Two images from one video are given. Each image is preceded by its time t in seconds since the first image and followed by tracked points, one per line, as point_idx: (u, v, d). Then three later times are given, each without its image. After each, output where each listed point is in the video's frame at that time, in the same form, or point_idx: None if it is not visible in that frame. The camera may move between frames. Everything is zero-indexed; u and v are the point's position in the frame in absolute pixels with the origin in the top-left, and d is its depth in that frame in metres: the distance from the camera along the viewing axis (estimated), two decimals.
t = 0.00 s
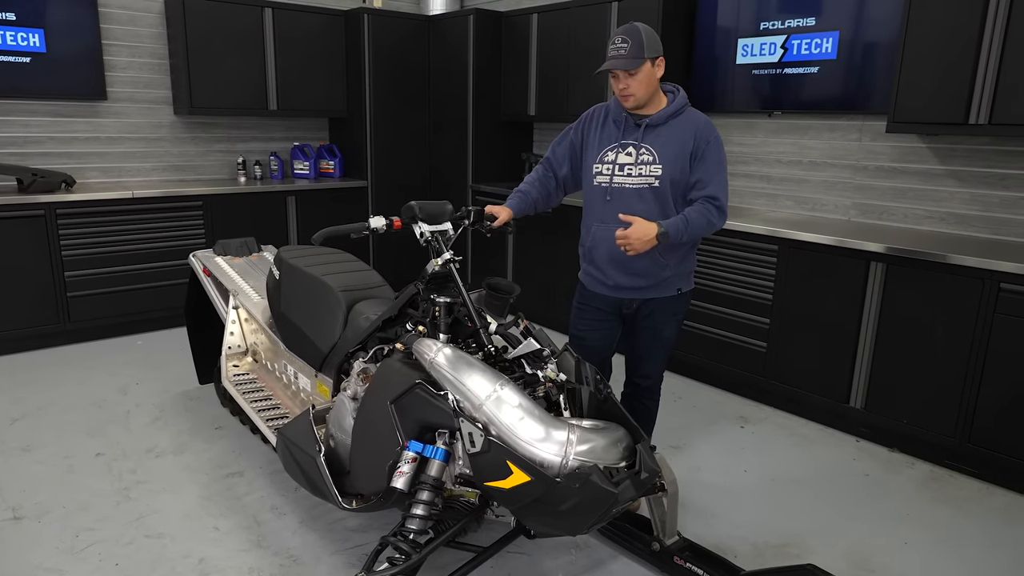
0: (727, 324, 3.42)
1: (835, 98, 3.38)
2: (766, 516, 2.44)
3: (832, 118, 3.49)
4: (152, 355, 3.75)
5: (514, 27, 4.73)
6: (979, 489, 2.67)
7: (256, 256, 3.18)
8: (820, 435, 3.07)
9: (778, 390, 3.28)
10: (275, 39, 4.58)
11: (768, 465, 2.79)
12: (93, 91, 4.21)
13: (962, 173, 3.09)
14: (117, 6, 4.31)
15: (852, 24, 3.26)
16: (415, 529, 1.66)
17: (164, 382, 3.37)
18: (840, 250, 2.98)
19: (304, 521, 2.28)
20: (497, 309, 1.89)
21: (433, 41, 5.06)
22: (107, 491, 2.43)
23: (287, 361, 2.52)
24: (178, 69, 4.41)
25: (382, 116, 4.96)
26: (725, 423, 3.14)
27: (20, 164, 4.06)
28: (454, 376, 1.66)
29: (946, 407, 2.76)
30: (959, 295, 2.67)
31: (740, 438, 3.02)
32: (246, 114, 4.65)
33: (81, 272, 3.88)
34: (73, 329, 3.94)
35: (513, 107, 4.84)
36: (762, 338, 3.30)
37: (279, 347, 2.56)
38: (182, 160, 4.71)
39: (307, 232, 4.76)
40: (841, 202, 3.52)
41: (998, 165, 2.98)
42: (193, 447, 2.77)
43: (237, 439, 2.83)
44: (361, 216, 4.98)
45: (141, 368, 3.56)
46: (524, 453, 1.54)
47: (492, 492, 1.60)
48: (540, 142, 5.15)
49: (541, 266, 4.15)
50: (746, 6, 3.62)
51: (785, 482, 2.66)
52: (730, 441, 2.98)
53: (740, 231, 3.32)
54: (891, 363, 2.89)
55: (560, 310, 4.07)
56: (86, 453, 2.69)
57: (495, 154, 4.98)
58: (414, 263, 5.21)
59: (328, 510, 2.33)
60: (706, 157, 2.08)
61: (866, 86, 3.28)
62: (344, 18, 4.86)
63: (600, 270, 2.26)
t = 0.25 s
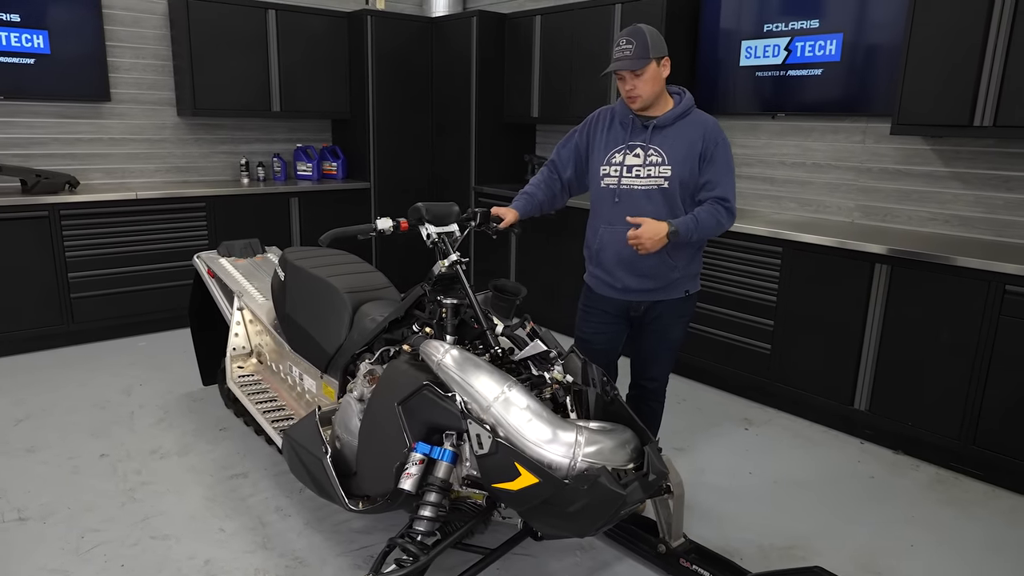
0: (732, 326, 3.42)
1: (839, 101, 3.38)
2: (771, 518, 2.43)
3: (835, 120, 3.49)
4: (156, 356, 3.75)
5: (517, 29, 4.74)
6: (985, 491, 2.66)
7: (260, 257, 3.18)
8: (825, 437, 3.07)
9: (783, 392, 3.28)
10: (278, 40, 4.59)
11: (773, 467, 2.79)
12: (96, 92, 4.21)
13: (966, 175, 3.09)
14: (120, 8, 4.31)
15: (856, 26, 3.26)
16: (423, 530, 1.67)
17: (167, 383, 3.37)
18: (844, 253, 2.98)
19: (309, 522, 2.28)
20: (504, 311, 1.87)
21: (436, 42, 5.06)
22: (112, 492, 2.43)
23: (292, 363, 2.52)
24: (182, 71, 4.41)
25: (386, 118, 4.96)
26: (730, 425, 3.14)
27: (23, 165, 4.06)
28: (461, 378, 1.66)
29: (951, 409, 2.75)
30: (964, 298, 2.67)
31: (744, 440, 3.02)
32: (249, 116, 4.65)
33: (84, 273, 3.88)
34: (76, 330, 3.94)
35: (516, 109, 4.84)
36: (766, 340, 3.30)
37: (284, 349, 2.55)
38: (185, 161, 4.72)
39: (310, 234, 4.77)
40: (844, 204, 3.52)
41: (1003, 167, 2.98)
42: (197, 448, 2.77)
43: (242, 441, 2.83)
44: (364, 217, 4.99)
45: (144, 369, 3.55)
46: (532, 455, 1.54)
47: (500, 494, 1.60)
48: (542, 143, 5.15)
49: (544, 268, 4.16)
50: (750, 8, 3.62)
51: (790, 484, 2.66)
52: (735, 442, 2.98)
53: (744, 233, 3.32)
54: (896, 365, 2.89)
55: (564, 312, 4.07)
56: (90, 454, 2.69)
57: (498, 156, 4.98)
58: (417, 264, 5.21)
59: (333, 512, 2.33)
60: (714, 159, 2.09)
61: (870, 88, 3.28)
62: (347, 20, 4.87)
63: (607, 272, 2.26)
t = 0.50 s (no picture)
0: (734, 328, 3.42)
1: (842, 103, 3.38)
2: (774, 521, 2.43)
3: (837, 123, 3.49)
4: (157, 357, 3.74)
5: (518, 31, 4.74)
6: (988, 493, 2.66)
7: (262, 259, 3.17)
8: (828, 440, 3.06)
9: (785, 394, 3.28)
10: (280, 41, 4.58)
11: (776, 470, 2.79)
12: (98, 93, 4.21)
13: (969, 177, 3.09)
14: (121, 9, 4.31)
15: (859, 28, 3.26)
16: (428, 533, 1.66)
17: (169, 385, 3.37)
18: (845, 255, 2.99)
19: (311, 524, 2.27)
20: (507, 312, 1.91)
21: (437, 44, 5.06)
22: (113, 494, 2.42)
23: (295, 364, 2.52)
24: (183, 72, 4.41)
25: (387, 119, 4.96)
26: (732, 427, 3.14)
27: (24, 165, 4.06)
28: (465, 380, 1.65)
29: (954, 411, 2.75)
30: (968, 300, 2.66)
31: (746, 442, 3.02)
32: (251, 117, 4.65)
33: (85, 274, 3.88)
34: (76, 332, 3.93)
35: (518, 111, 4.84)
36: (768, 342, 3.30)
37: (287, 351, 2.55)
38: (186, 162, 4.71)
39: (311, 235, 4.76)
40: (846, 206, 3.52)
41: (1005, 169, 2.98)
42: (199, 450, 2.76)
43: (243, 442, 2.82)
44: (365, 218, 4.98)
45: (145, 370, 3.55)
46: (537, 457, 1.54)
47: (505, 496, 1.59)
48: (544, 145, 5.15)
49: (546, 269, 4.15)
50: (752, 10, 3.62)
51: (793, 486, 2.66)
52: (737, 445, 2.98)
53: (746, 235, 3.32)
54: (899, 367, 2.89)
55: (565, 314, 4.07)
56: (91, 455, 2.68)
57: (499, 157, 4.98)
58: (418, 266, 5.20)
59: (336, 514, 2.32)
60: (720, 158, 2.09)
61: (873, 90, 3.27)
62: (348, 21, 4.86)
63: (613, 274, 2.25)
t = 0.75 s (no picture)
0: (736, 329, 3.41)
1: (843, 104, 3.37)
2: (777, 523, 2.42)
3: (839, 124, 3.49)
4: (157, 359, 3.73)
5: (519, 32, 4.73)
6: (991, 495, 2.65)
7: (262, 260, 3.17)
8: (830, 441, 3.06)
9: (787, 396, 3.27)
10: (280, 42, 4.58)
11: (778, 472, 2.78)
12: (98, 94, 4.20)
13: (971, 178, 3.09)
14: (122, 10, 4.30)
15: (861, 29, 3.26)
16: (431, 536, 1.66)
17: (169, 387, 3.36)
18: (848, 256, 2.98)
19: (313, 527, 2.26)
20: (511, 315, 1.86)
21: (437, 45, 5.05)
22: (114, 497, 2.41)
23: (296, 366, 2.51)
24: (183, 73, 4.40)
25: (388, 120, 4.95)
26: (734, 429, 3.13)
27: (24, 167, 4.05)
28: (469, 381, 1.65)
29: (956, 413, 2.75)
30: (970, 301, 2.66)
31: (749, 444, 3.01)
32: (251, 118, 4.64)
33: (85, 276, 3.87)
34: (76, 333, 3.92)
35: (519, 111, 4.84)
36: (770, 343, 3.30)
37: (288, 352, 2.54)
38: (186, 163, 4.70)
39: (312, 236, 4.75)
40: (848, 207, 3.51)
41: (1007, 171, 2.98)
42: (199, 452, 2.75)
43: (244, 444, 2.81)
44: (365, 220, 4.97)
45: (146, 372, 3.54)
46: (541, 460, 1.53)
47: (509, 500, 1.59)
48: (544, 146, 5.15)
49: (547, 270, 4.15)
50: (753, 11, 3.62)
51: (796, 488, 2.65)
52: (739, 447, 2.97)
53: (748, 236, 3.31)
54: (902, 368, 2.88)
55: (566, 315, 4.06)
56: (92, 457, 2.68)
57: (500, 158, 4.98)
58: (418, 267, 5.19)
59: (338, 516, 2.32)
60: (721, 158, 2.08)
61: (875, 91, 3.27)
62: (349, 22, 4.86)
63: (615, 276, 2.24)
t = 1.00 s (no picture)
0: (738, 328, 3.40)
1: (847, 102, 3.36)
2: (779, 524, 2.41)
3: (843, 122, 3.47)
4: (158, 357, 3.72)
5: (520, 29, 4.71)
6: (995, 496, 2.64)
7: (263, 258, 3.15)
8: (832, 441, 3.05)
9: (789, 395, 3.26)
10: (281, 38, 4.56)
11: (781, 472, 2.77)
12: (98, 91, 4.18)
13: (975, 177, 3.07)
14: (122, 5, 4.28)
15: (866, 28, 3.24)
16: (434, 538, 1.65)
17: (170, 385, 3.34)
18: (851, 256, 2.97)
19: (314, 527, 2.25)
20: (514, 314, 1.85)
21: (439, 42, 5.03)
22: (115, 496, 2.40)
23: (297, 365, 2.49)
24: (183, 69, 4.38)
25: (389, 117, 4.93)
26: (737, 428, 3.12)
27: (24, 163, 4.03)
28: (472, 382, 1.64)
29: (961, 413, 2.73)
30: (975, 302, 2.65)
31: (751, 444, 3.00)
32: (251, 115, 4.62)
33: (85, 273, 3.85)
34: (76, 330, 3.91)
35: (520, 109, 4.82)
36: (773, 343, 3.28)
37: (289, 351, 2.53)
38: (186, 160, 4.69)
39: (312, 234, 4.74)
40: (851, 206, 3.50)
41: (1012, 169, 2.96)
42: (200, 451, 2.74)
43: (245, 443, 2.80)
44: (366, 217, 4.96)
45: (146, 370, 3.52)
46: (545, 462, 1.52)
47: (513, 501, 1.58)
48: (546, 144, 5.13)
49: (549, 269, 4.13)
50: (756, 9, 3.60)
51: (799, 489, 2.64)
52: (742, 446, 2.96)
53: (751, 235, 3.30)
54: (905, 368, 2.87)
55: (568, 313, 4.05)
56: (92, 456, 2.66)
57: (501, 156, 4.96)
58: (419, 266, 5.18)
59: (339, 516, 2.31)
60: (724, 158, 2.06)
61: (880, 89, 3.25)
62: (350, 18, 4.84)
63: (617, 275, 2.23)
